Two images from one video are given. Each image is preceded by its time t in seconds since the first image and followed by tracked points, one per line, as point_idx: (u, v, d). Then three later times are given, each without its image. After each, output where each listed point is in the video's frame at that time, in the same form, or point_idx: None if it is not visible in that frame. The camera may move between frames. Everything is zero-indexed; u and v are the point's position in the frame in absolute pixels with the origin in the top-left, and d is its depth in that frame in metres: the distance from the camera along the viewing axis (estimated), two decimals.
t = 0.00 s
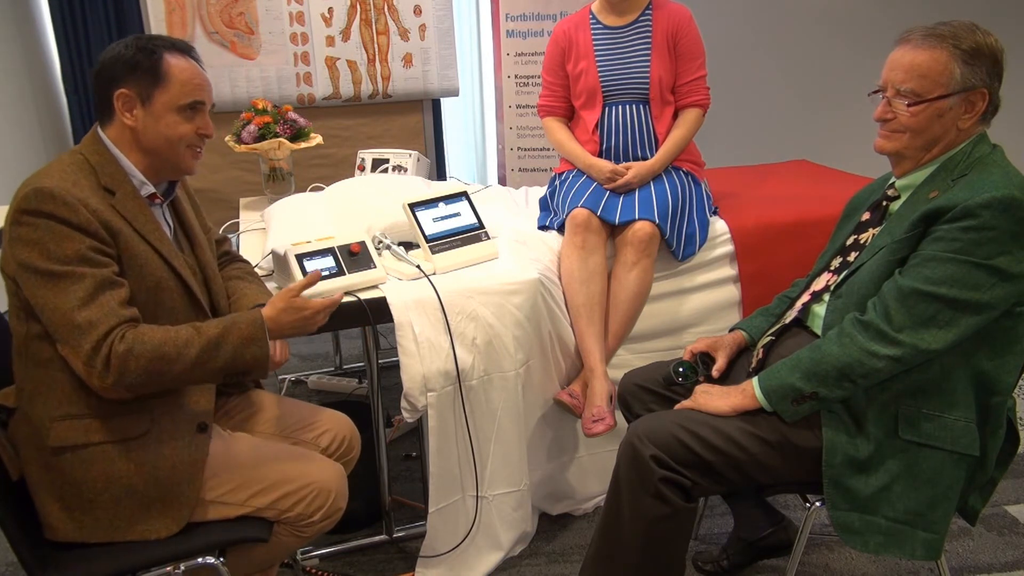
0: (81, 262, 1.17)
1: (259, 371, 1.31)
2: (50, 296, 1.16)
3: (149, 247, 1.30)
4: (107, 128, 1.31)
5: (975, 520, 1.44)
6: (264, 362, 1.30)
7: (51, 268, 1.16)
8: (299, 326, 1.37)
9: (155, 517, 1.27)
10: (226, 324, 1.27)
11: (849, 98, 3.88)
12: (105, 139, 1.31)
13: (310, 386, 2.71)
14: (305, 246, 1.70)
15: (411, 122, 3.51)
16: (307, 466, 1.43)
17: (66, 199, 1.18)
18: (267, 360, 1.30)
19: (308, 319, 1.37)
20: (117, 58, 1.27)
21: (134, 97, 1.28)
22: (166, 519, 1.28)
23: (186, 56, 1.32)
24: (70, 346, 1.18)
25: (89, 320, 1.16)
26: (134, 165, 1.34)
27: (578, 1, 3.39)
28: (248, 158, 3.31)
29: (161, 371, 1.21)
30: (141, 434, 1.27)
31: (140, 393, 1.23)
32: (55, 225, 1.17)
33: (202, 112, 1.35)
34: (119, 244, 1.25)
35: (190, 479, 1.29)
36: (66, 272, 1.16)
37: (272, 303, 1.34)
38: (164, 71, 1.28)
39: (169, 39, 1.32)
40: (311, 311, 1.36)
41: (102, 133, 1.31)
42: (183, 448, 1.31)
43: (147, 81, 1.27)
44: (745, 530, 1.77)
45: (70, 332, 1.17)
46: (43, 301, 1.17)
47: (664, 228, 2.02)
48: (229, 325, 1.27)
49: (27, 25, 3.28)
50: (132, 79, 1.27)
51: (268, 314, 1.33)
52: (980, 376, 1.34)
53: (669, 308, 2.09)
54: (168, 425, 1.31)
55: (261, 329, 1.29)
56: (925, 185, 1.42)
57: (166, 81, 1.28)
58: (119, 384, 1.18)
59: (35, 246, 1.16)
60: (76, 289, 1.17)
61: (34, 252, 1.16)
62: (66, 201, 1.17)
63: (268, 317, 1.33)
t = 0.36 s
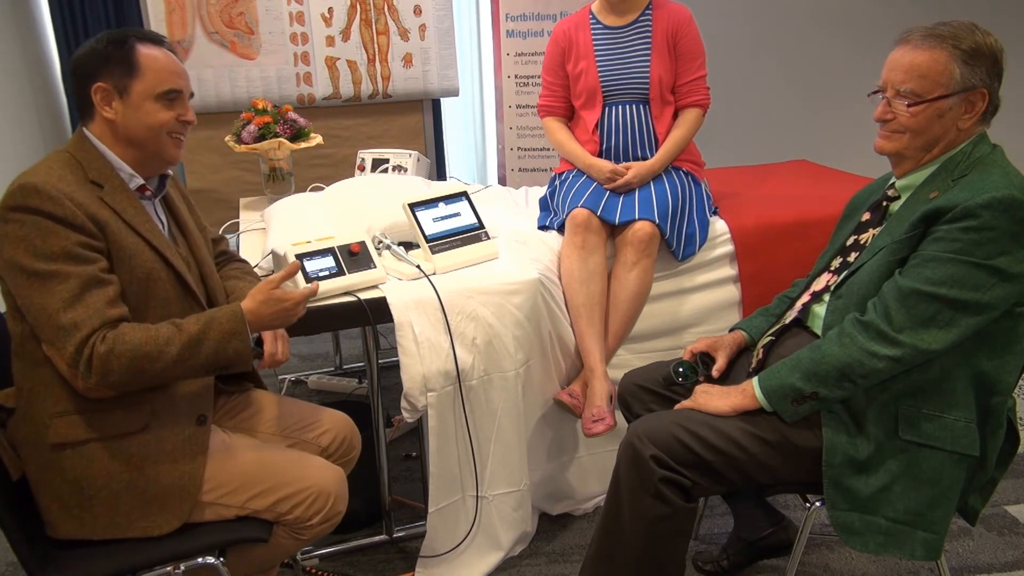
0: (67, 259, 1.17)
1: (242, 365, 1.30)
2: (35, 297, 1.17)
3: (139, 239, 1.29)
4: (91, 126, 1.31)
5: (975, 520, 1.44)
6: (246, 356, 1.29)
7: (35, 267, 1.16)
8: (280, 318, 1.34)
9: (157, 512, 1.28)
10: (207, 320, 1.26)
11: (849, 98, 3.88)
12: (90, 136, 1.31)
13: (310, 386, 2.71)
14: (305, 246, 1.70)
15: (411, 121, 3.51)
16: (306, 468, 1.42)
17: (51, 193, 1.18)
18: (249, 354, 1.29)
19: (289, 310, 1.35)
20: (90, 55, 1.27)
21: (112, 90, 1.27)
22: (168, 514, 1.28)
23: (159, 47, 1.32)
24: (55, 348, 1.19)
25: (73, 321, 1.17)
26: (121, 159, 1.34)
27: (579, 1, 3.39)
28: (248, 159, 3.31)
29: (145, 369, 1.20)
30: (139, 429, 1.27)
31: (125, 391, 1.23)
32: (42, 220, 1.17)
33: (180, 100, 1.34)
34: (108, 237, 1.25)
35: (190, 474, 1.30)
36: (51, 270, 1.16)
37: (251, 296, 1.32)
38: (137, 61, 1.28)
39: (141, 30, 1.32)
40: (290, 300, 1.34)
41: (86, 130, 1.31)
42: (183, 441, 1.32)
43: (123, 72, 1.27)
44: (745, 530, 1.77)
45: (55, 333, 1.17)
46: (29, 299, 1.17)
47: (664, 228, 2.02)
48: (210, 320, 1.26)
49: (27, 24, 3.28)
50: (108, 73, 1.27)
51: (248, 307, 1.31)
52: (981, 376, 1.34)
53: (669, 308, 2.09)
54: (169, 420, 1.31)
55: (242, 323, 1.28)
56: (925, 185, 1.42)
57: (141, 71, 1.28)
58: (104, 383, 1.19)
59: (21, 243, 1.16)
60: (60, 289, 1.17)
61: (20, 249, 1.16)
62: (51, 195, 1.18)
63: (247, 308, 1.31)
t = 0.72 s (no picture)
0: (69, 250, 1.17)
1: (249, 324, 1.27)
2: (38, 287, 1.17)
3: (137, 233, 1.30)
4: (84, 125, 1.31)
5: (975, 520, 1.44)
6: (251, 312, 1.26)
7: (37, 257, 1.16)
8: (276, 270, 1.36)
9: (163, 505, 1.27)
10: (205, 282, 1.23)
11: (849, 98, 3.88)
12: (84, 134, 1.31)
13: (310, 386, 2.71)
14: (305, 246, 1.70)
15: (411, 121, 3.51)
16: (306, 469, 1.42)
17: (50, 189, 1.18)
18: (254, 309, 1.26)
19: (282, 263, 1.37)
20: (72, 54, 1.27)
21: (97, 86, 1.27)
22: (173, 506, 1.28)
23: (139, 39, 1.32)
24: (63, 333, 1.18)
25: (77, 303, 1.16)
26: (116, 155, 1.34)
27: (579, 1, 3.39)
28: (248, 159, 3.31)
29: (152, 338, 1.19)
30: (143, 422, 1.27)
31: (134, 367, 1.21)
32: (42, 215, 1.17)
33: (165, 88, 1.34)
34: (107, 231, 1.25)
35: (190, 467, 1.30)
36: (53, 260, 1.16)
37: (242, 253, 1.34)
38: (119, 55, 1.28)
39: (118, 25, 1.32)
40: (281, 250, 1.36)
41: (79, 129, 1.31)
42: (184, 435, 1.31)
43: (106, 66, 1.27)
44: (745, 530, 1.77)
45: (62, 319, 1.17)
46: (32, 292, 1.17)
47: (664, 228, 2.02)
48: (207, 281, 1.23)
49: (27, 24, 3.28)
50: (92, 69, 1.27)
51: (242, 264, 1.33)
52: (981, 376, 1.34)
53: (669, 308, 2.09)
54: (172, 414, 1.30)
55: (241, 278, 1.25)
56: (925, 185, 1.42)
57: (123, 63, 1.28)
58: (115, 359, 1.17)
59: (23, 238, 1.17)
60: (62, 276, 1.17)
61: (22, 244, 1.17)
62: (50, 190, 1.18)
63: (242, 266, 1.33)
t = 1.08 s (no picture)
0: (80, 248, 1.17)
1: (260, 323, 1.26)
2: (50, 285, 1.17)
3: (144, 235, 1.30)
4: (93, 125, 1.31)
5: (975, 520, 1.44)
6: (262, 310, 1.25)
7: (50, 256, 1.16)
8: (295, 261, 1.33)
9: (157, 506, 1.27)
10: (216, 279, 1.23)
11: (849, 98, 3.88)
12: (93, 135, 1.30)
13: (310, 386, 2.71)
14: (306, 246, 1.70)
15: (411, 121, 3.51)
16: (306, 469, 1.42)
17: (59, 188, 1.18)
18: (266, 308, 1.25)
19: (301, 254, 1.33)
20: (92, 54, 1.27)
21: (115, 88, 1.27)
22: (173, 505, 1.28)
23: (158, 46, 1.32)
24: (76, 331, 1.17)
25: (91, 302, 1.16)
26: (123, 157, 1.33)
27: (579, 1, 3.39)
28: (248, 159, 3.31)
29: (164, 337, 1.19)
30: (145, 421, 1.27)
31: (147, 365, 1.21)
32: (51, 213, 1.17)
33: (181, 97, 1.34)
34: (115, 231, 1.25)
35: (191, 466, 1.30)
36: (66, 258, 1.16)
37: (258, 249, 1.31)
38: (139, 61, 1.28)
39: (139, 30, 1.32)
40: (299, 244, 1.32)
41: (88, 129, 1.30)
42: (186, 434, 1.31)
43: (124, 71, 1.27)
44: (745, 530, 1.77)
45: (75, 317, 1.16)
46: (42, 291, 1.17)
47: (664, 228, 2.02)
48: (218, 279, 1.23)
49: (27, 24, 3.28)
50: (110, 72, 1.27)
51: (257, 261, 1.30)
52: (980, 376, 1.34)
53: (669, 308, 2.09)
54: (173, 412, 1.31)
55: (252, 275, 1.23)
56: (925, 185, 1.42)
57: (143, 69, 1.28)
58: (128, 358, 1.18)
59: (33, 237, 1.17)
60: (74, 274, 1.16)
61: (33, 241, 1.17)
62: (59, 189, 1.18)
63: (256, 263, 1.30)
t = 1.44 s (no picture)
0: (92, 249, 1.17)
1: (277, 335, 1.30)
2: (62, 286, 1.16)
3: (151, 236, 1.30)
4: (98, 124, 1.31)
5: (975, 520, 1.44)
6: (281, 323, 1.29)
7: (63, 256, 1.16)
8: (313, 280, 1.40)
9: (161, 509, 1.27)
10: (239, 288, 1.26)
11: (849, 98, 3.88)
12: (98, 134, 1.30)
13: (309, 386, 2.71)
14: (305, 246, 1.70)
15: (411, 121, 3.51)
16: (306, 470, 1.42)
17: (69, 189, 1.18)
18: (284, 321, 1.29)
19: (320, 276, 1.41)
20: (94, 52, 1.27)
21: (118, 88, 1.27)
22: (176, 508, 1.27)
23: (160, 44, 1.32)
24: (90, 330, 1.17)
25: (108, 301, 1.16)
26: (130, 156, 1.34)
27: (579, 1, 3.39)
28: (248, 159, 3.31)
29: (185, 342, 1.21)
30: (149, 425, 1.28)
31: (162, 367, 1.22)
32: (61, 214, 1.16)
33: (185, 95, 1.35)
34: (123, 232, 1.25)
35: (196, 470, 1.30)
36: (79, 258, 1.16)
37: (282, 264, 1.39)
38: (142, 59, 1.28)
39: (140, 28, 1.32)
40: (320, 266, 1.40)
41: (94, 129, 1.30)
42: (192, 436, 1.32)
43: (127, 69, 1.27)
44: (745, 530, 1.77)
45: (90, 317, 1.16)
46: (57, 289, 1.16)
47: (664, 228, 2.02)
48: (241, 290, 1.26)
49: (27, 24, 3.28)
50: (113, 71, 1.27)
51: (278, 274, 1.38)
52: (981, 376, 1.34)
53: (668, 308, 2.09)
54: (178, 415, 1.32)
55: (274, 290, 1.28)
56: (925, 184, 1.42)
57: (146, 67, 1.28)
58: (145, 359, 1.18)
59: (44, 237, 1.16)
60: (88, 274, 1.16)
61: (44, 242, 1.16)
62: (69, 190, 1.18)
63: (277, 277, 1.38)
